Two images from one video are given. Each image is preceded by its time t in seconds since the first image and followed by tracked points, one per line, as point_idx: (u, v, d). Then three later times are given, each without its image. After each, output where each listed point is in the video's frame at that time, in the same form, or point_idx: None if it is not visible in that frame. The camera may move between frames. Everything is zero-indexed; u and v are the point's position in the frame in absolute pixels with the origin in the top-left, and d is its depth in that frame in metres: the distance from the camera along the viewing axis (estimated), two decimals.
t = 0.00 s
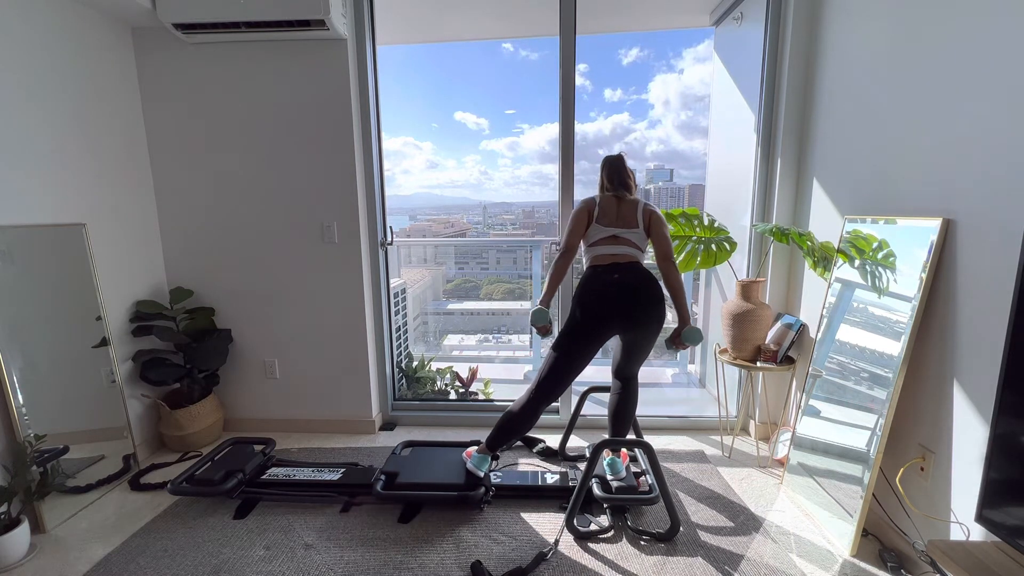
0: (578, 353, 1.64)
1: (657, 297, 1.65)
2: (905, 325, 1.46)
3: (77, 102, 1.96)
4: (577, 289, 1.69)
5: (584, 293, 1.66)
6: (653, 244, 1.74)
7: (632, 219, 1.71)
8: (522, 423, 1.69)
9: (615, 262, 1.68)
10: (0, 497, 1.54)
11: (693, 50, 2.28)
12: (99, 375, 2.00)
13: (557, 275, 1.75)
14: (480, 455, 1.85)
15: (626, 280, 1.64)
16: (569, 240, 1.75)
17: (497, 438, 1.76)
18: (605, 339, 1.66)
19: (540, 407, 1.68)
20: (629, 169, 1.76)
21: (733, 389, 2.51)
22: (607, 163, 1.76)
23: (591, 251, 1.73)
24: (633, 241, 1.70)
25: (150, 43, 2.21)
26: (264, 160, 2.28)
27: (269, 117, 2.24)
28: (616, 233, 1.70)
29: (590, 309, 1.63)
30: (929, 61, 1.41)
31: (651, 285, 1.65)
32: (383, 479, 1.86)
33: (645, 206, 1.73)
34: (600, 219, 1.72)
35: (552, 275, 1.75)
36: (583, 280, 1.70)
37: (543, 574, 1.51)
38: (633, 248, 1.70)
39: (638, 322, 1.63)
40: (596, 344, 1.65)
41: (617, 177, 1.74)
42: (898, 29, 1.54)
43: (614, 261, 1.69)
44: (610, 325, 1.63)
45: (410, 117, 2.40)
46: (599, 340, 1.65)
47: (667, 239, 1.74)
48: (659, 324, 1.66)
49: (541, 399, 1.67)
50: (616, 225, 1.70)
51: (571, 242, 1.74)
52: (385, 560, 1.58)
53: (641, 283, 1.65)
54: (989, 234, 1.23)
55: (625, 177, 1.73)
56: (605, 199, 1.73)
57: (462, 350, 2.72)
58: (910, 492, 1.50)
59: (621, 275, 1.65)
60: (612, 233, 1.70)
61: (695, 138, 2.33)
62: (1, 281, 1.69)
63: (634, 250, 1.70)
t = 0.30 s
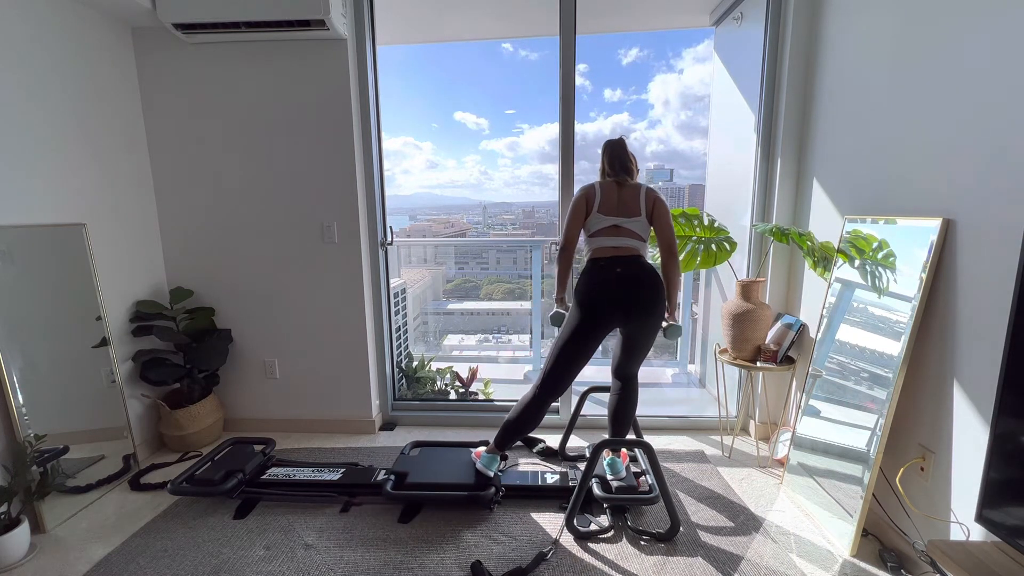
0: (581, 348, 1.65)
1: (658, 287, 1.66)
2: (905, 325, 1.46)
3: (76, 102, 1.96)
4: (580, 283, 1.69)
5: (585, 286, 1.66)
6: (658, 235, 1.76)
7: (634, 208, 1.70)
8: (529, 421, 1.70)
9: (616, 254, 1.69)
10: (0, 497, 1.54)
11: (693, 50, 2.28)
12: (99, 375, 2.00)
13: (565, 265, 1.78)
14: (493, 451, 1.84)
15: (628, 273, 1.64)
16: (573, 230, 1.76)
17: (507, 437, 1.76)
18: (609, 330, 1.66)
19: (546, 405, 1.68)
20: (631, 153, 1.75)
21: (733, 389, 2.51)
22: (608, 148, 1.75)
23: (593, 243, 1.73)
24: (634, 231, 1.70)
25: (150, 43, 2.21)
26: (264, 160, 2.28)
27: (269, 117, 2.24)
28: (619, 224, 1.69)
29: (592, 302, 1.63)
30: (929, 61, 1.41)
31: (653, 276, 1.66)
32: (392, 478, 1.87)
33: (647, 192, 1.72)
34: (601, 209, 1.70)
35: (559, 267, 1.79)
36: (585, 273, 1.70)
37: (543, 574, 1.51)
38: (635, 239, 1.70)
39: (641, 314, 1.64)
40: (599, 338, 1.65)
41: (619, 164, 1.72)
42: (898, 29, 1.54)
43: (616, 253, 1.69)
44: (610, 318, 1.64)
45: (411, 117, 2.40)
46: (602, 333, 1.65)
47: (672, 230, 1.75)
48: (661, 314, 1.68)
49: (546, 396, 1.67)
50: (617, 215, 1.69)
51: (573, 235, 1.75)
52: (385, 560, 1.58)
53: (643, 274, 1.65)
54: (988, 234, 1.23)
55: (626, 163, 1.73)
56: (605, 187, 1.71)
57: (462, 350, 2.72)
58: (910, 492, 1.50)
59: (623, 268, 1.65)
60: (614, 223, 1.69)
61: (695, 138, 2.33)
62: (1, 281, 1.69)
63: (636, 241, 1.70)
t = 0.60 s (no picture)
0: (582, 345, 1.65)
1: (659, 283, 1.66)
2: (905, 326, 1.46)
3: (76, 102, 1.95)
4: (581, 279, 1.70)
5: (585, 283, 1.67)
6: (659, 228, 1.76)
7: (635, 202, 1.70)
8: (535, 420, 1.71)
9: (618, 249, 1.68)
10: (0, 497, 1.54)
11: (693, 50, 2.28)
12: (99, 375, 2.00)
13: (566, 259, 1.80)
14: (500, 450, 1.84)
15: (630, 270, 1.64)
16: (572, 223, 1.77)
17: (513, 437, 1.76)
18: (610, 327, 1.66)
19: (551, 404, 1.68)
20: (630, 145, 1.74)
21: (733, 389, 2.51)
22: (608, 139, 1.75)
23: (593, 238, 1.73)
24: (635, 226, 1.70)
25: (150, 43, 2.21)
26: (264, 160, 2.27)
27: (269, 118, 2.24)
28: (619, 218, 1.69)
29: (593, 298, 1.63)
30: (929, 61, 1.41)
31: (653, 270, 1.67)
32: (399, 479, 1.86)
33: (647, 185, 1.72)
34: (601, 204, 1.70)
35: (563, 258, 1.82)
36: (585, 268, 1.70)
37: (543, 574, 1.51)
38: (636, 234, 1.70)
39: (642, 310, 1.64)
40: (602, 334, 1.66)
41: (619, 157, 1.72)
42: (898, 29, 1.54)
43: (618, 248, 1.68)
44: (612, 313, 1.64)
45: (411, 117, 2.40)
46: (603, 330, 1.65)
47: (673, 223, 1.74)
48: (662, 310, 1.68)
49: (551, 395, 1.67)
50: (618, 209, 1.69)
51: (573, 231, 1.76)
52: (385, 560, 1.58)
53: (643, 270, 1.65)
54: (988, 235, 1.23)
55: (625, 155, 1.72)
56: (604, 181, 1.71)
57: (462, 350, 2.73)
58: (910, 492, 1.50)
59: (626, 265, 1.65)
60: (614, 218, 1.69)
61: (695, 138, 2.33)
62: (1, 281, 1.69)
63: (636, 237, 1.70)
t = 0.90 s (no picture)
0: (562, 362, 1.69)
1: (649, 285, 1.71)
2: (905, 326, 1.46)
3: (76, 102, 1.96)
4: (555, 301, 1.72)
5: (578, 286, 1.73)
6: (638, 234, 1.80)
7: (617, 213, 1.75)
8: (537, 435, 1.78)
9: (576, 267, 1.75)
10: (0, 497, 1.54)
11: (693, 49, 2.27)
12: (99, 375, 2.00)
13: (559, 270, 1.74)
14: (518, 467, 1.87)
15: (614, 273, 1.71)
16: (534, 253, 1.77)
17: (527, 457, 1.80)
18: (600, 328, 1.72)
19: (549, 418, 1.76)
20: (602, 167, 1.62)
21: (732, 388, 2.51)
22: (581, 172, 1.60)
23: (564, 260, 1.75)
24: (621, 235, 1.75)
25: (150, 43, 2.21)
26: (264, 160, 2.28)
27: (269, 118, 2.24)
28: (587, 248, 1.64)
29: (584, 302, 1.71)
30: (930, 60, 1.41)
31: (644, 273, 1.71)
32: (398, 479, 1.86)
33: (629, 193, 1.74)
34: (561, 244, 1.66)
35: (519, 295, 1.80)
36: (560, 291, 1.71)
37: (543, 573, 1.51)
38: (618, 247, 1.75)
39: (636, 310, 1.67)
40: (583, 349, 1.70)
41: (571, 207, 1.59)
42: (897, 28, 1.54)
43: (578, 266, 1.75)
44: (567, 326, 1.71)
45: (411, 117, 2.40)
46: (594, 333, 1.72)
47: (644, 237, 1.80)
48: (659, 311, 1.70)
49: (545, 410, 1.73)
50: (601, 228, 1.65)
51: (541, 268, 1.73)
52: (385, 560, 1.58)
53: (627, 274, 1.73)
54: (988, 234, 1.23)
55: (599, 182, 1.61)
56: (564, 235, 1.61)
57: (462, 350, 2.72)
58: (911, 492, 1.50)
59: (592, 279, 1.74)
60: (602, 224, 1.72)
61: (695, 139, 2.33)
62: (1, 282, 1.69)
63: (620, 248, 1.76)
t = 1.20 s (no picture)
0: (561, 363, 1.69)
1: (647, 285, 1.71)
2: (905, 326, 1.46)
3: (76, 101, 1.96)
4: (557, 301, 1.71)
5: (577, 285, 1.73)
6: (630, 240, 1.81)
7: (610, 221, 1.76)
8: (540, 435, 1.78)
9: (577, 266, 1.75)
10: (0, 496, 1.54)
11: (694, 49, 2.27)
12: (99, 375, 2.00)
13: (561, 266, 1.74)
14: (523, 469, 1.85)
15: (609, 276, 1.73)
16: (533, 253, 1.78)
17: (530, 458, 1.80)
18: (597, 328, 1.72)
19: (551, 419, 1.75)
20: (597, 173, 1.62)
21: (732, 388, 2.51)
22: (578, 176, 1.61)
23: (565, 259, 1.74)
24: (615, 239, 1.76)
25: (150, 43, 2.21)
26: (264, 160, 2.28)
27: (269, 118, 2.24)
28: (589, 243, 1.65)
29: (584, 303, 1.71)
30: (929, 60, 1.41)
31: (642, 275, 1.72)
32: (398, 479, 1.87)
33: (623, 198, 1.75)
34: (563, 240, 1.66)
35: (522, 293, 1.80)
36: (560, 291, 1.71)
37: (543, 573, 1.51)
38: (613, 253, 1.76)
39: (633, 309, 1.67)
40: (580, 349, 1.70)
41: (572, 203, 1.59)
42: (897, 28, 1.54)
43: (580, 265, 1.75)
44: (569, 326, 1.72)
45: (411, 117, 2.40)
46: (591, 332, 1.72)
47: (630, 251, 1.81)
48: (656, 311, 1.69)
49: (547, 411, 1.74)
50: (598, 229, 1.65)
51: (542, 267, 1.73)
52: (385, 560, 1.58)
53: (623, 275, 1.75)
54: (987, 235, 1.23)
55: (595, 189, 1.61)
56: (565, 231, 1.61)
57: (462, 350, 2.72)
58: (911, 492, 1.50)
59: (594, 280, 1.74)
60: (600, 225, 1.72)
61: (695, 139, 2.33)
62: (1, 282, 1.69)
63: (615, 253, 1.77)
